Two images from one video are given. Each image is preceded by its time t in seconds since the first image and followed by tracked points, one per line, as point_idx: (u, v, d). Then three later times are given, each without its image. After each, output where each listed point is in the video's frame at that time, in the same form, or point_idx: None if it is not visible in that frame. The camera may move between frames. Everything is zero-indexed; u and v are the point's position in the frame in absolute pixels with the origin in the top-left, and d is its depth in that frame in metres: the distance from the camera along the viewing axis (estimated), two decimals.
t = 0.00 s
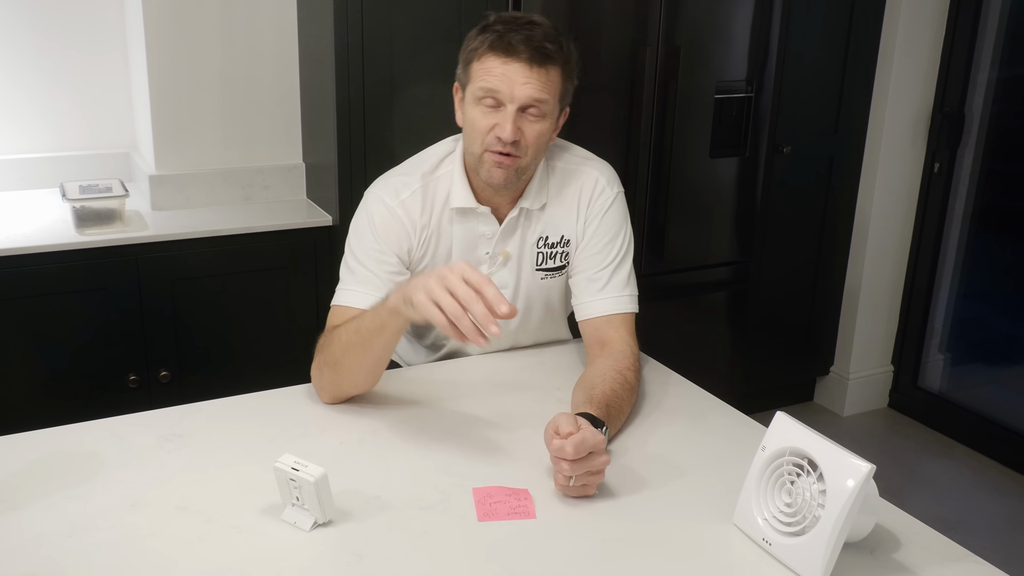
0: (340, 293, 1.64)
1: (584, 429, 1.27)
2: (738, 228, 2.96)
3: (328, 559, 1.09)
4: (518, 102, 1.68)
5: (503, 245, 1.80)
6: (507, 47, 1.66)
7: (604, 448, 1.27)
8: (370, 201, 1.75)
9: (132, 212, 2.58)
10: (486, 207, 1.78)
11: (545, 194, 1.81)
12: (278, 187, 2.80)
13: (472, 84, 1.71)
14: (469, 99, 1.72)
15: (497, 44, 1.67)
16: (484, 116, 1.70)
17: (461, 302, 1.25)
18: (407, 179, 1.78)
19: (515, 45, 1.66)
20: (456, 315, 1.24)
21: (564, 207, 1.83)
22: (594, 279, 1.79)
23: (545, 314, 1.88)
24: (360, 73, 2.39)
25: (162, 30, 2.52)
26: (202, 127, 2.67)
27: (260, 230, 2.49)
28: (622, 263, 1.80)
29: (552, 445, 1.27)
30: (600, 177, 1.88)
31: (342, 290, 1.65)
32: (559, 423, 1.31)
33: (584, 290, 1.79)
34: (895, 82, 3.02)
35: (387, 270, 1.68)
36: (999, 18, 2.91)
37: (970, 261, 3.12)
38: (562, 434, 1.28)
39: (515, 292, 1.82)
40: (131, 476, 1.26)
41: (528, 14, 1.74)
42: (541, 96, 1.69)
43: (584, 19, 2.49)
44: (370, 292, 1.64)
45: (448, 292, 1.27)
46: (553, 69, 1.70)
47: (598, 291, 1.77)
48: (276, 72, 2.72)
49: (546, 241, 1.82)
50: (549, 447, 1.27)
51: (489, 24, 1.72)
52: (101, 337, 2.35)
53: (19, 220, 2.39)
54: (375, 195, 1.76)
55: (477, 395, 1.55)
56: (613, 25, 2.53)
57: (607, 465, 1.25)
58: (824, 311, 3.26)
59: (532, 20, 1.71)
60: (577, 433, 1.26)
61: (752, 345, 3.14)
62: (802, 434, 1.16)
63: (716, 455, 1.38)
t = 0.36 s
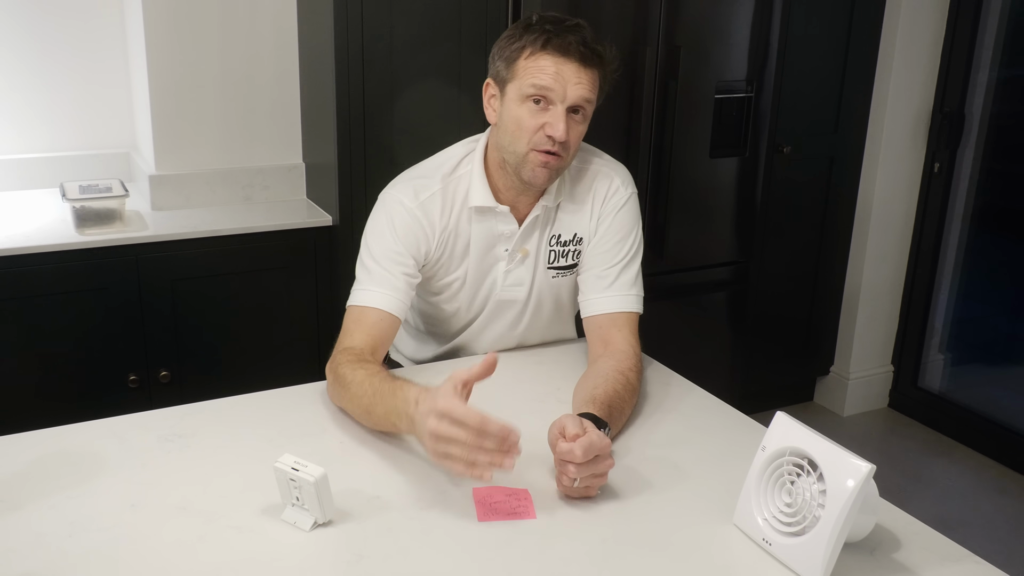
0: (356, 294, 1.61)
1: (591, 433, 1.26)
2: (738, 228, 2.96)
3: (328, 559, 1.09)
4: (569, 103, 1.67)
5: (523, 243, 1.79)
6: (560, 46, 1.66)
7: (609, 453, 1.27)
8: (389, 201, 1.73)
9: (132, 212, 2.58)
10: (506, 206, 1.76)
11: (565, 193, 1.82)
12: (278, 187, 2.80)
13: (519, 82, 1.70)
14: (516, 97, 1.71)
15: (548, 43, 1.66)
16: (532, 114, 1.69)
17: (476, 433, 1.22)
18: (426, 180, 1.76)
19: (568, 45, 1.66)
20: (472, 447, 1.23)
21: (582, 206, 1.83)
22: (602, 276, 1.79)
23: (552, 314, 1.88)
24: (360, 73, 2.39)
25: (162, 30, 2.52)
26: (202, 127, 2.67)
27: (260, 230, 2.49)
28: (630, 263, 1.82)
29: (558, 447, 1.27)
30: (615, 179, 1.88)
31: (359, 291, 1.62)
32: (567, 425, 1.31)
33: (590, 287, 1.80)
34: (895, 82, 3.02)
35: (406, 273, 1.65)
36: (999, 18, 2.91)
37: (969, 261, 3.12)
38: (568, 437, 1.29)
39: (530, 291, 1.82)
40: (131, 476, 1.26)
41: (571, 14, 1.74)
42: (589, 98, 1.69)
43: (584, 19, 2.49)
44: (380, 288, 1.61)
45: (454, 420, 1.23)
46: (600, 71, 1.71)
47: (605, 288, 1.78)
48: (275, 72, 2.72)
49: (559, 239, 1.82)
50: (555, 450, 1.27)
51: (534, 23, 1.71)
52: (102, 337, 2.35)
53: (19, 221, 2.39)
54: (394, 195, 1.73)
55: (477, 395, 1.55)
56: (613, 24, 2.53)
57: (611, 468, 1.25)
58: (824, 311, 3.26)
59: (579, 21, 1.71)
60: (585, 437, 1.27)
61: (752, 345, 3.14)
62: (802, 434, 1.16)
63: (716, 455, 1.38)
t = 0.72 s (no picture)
0: (371, 283, 1.62)
1: (591, 433, 1.26)
2: (738, 228, 2.96)
3: (328, 559, 1.09)
4: (570, 108, 1.67)
5: (525, 244, 1.79)
6: (563, 51, 1.65)
7: (609, 452, 1.27)
8: (398, 195, 1.72)
9: (132, 212, 2.58)
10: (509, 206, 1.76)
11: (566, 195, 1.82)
12: (278, 188, 2.81)
13: (520, 86, 1.70)
14: (517, 100, 1.71)
15: (551, 47, 1.65)
16: (534, 118, 1.69)
17: (481, 511, 1.13)
18: (430, 181, 1.75)
19: (571, 50, 1.65)
20: (479, 527, 1.13)
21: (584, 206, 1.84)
22: (604, 276, 1.79)
23: (554, 314, 1.88)
24: (360, 73, 2.39)
25: (162, 30, 2.52)
26: (202, 127, 2.67)
27: (260, 230, 2.49)
28: (632, 262, 1.82)
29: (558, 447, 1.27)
30: (616, 178, 1.89)
31: (373, 280, 1.63)
32: (568, 424, 1.31)
33: (591, 287, 1.80)
34: (896, 82, 3.02)
35: (421, 264, 1.66)
36: (999, 17, 2.91)
37: (969, 260, 3.12)
38: (569, 436, 1.29)
39: (533, 292, 1.82)
40: (131, 476, 1.26)
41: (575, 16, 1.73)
42: (590, 103, 1.69)
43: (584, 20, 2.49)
44: (401, 279, 1.61)
45: (452, 502, 1.14)
46: (603, 75, 1.70)
47: (606, 288, 1.78)
48: (276, 72, 2.72)
49: (561, 239, 1.82)
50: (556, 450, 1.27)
51: (539, 25, 1.71)
52: (102, 337, 2.35)
53: (19, 221, 2.39)
54: (403, 190, 1.73)
55: (477, 395, 1.55)
56: (612, 24, 2.53)
57: (612, 469, 1.25)
58: (824, 310, 3.26)
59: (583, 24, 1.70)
60: (585, 437, 1.26)
61: (752, 345, 3.14)
62: (802, 434, 1.16)
63: (717, 455, 1.38)
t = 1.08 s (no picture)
0: (373, 269, 1.65)
1: (592, 433, 1.26)
2: (738, 228, 2.96)
3: (328, 559, 1.09)
4: (550, 103, 1.67)
5: (520, 239, 1.79)
6: (544, 46, 1.65)
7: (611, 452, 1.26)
8: (398, 181, 1.74)
9: (132, 212, 2.58)
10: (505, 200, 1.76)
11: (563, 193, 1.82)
12: (278, 188, 2.81)
13: (504, 82, 1.70)
14: (501, 96, 1.71)
15: (533, 42, 1.66)
16: (516, 113, 1.70)
17: (459, 503, 1.13)
18: (428, 171, 1.77)
19: (552, 45, 1.65)
20: (460, 518, 1.14)
21: (579, 204, 1.84)
22: (601, 276, 1.79)
23: (551, 313, 1.88)
24: (360, 73, 2.39)
25: (162, 30, 2.52)
26: (201, 128, 2.67)
27: (260, 230, 2.49)
28: (629, 263, 1.81)
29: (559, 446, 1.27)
30: (614, 177, 1.88)
31: (373, 266, 1.65)
32: (569, 423, 1.31)
33: (588, 287, 1.80)
34: (895, 82, 3.02)
35: (419, 248, 1.68)
36: (999, 18, 2.91)
37: (969, 260, 3.12)
38: (570, 435, 1.29)
39: (527, 289, 1.82)
40: (131, 476, 1.26)
41: (564, 13, 1.73)
42: (573, 98, 1.68)
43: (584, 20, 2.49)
44: (402, 264, 1.63)
45: (433, 496, 1.15)
46: (587, 71, 1.70)
47: (604, 289, 1.78)
48: (276, 72, 2.72)
49: (556, 237, 1.82)
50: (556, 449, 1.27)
51: (526, 21, 1.71)
52: (102, 338, 2.35)
53: (19, 221, 2.39)
54: (402, 177, 1.75)
55: (478, 395, 1.55)
56: (612, 25, 2.53)
57: (612, 469, 1.25)
58: (824, 310, 3.26)
59: (569, 20, 1.70)
60: (588, 436, 1.26)
61: (752, 344, 3.14)
62: (802, 434, 1.16)
63: (717, 455, 1.38)
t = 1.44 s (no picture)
0: (365, 293, 1.64)
1: (591, 433, 1.26)
2: (738, 228, 2.96)
3: (328, 559, 1.09)
4: (547, 112, 1.66)
5: (523, 246, 1.79)
6: (535, 55, 1.64)
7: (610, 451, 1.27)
8: (394, 196, 1.74)
9: (132, 212, 2.58)
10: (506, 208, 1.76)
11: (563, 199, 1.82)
12: (278, 188, 2.80)
13: (498, 93, 1.70)
14: (496, 107, 1.71)
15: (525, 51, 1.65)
16: (513, 124, 1.69)
17: (448, 494, 1.14)
18: (429, 182, 1.76)
19: (543, 53, 1.64)
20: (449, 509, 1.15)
21: (580, 207, 1.83)
22: (602, 277, 1.79)
23: (553, 314, 1.88)
24: (360, 73, 2.39)
25: (162, 30, 2.52)
26: (201, 128, 2.67)
27: (260, 230, 2.49)
28: (629, 263, 1.82)
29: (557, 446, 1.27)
30: (613, 178, 1.88)
31: (365, 289, 1.65)
32: (567, 423, 1.31)
33: (589, 288, 1.80)
34: (896, 82, 3.02)
35: (414, 269, 1.67)
36: (999, 17, 2.91)
37: (969, 260, 3.12)
38: (569, 436, 1.29)
39: (531, 294, 1.82)
40: (131, 476, 1.26)
41: (555, 18, 1.71)
42: (569, 105, 1.67)
43: (584, 20, 2.49)
44: (394, 289, 1.63)
45: (422, 491, 1.16)
46: (581, 76, 1.68)
47: (604, 290, 1.78)
48: (276, 72, 2.72)
49: (558, 242, 1.82)
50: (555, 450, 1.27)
51: (516, 29, 1.70)
52: (102, 338, 2.35)
53: (19, 221, 2.39)
54: (398, 191, 1.74)
55: (477, 395, 1.55)
56: (612, 26, 2.54)
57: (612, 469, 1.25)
58: (824, 311, 3.26)
59: (559, 25, 1.68)
60: (586, 437, 1.26)
61: (752, 344, 3.14)
62: (802, 434, 1.16)
63: (717, 455, 1.38)
